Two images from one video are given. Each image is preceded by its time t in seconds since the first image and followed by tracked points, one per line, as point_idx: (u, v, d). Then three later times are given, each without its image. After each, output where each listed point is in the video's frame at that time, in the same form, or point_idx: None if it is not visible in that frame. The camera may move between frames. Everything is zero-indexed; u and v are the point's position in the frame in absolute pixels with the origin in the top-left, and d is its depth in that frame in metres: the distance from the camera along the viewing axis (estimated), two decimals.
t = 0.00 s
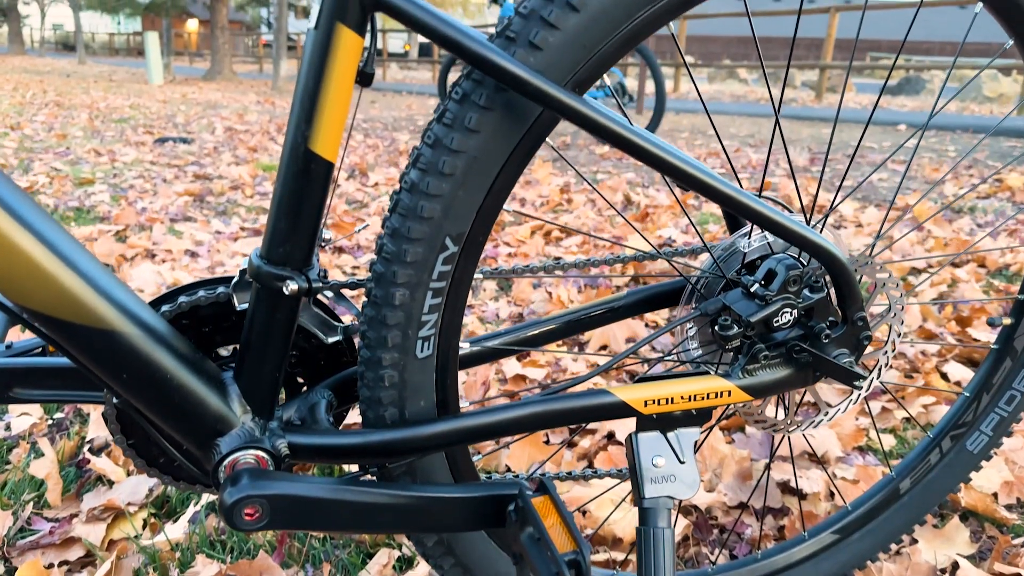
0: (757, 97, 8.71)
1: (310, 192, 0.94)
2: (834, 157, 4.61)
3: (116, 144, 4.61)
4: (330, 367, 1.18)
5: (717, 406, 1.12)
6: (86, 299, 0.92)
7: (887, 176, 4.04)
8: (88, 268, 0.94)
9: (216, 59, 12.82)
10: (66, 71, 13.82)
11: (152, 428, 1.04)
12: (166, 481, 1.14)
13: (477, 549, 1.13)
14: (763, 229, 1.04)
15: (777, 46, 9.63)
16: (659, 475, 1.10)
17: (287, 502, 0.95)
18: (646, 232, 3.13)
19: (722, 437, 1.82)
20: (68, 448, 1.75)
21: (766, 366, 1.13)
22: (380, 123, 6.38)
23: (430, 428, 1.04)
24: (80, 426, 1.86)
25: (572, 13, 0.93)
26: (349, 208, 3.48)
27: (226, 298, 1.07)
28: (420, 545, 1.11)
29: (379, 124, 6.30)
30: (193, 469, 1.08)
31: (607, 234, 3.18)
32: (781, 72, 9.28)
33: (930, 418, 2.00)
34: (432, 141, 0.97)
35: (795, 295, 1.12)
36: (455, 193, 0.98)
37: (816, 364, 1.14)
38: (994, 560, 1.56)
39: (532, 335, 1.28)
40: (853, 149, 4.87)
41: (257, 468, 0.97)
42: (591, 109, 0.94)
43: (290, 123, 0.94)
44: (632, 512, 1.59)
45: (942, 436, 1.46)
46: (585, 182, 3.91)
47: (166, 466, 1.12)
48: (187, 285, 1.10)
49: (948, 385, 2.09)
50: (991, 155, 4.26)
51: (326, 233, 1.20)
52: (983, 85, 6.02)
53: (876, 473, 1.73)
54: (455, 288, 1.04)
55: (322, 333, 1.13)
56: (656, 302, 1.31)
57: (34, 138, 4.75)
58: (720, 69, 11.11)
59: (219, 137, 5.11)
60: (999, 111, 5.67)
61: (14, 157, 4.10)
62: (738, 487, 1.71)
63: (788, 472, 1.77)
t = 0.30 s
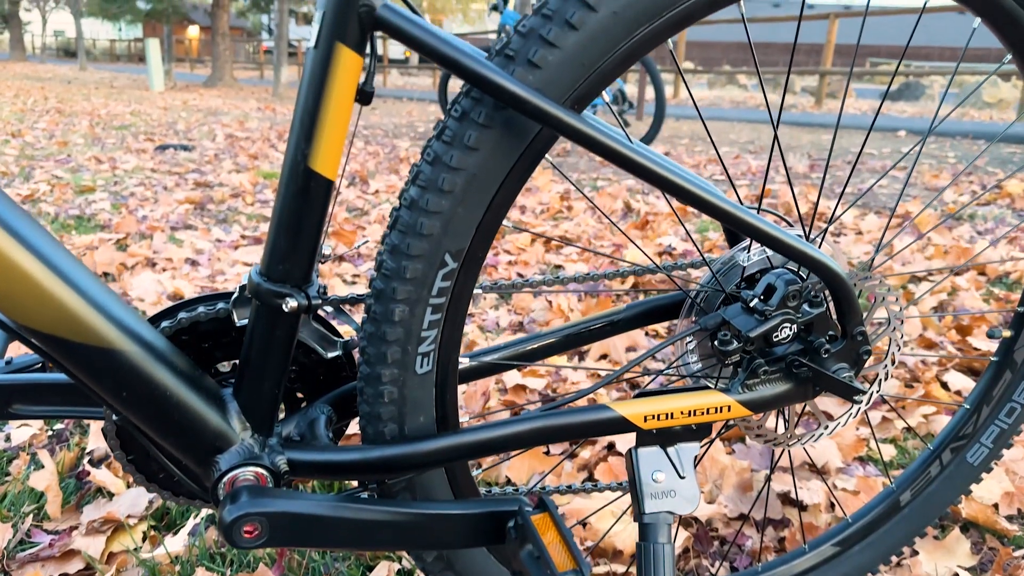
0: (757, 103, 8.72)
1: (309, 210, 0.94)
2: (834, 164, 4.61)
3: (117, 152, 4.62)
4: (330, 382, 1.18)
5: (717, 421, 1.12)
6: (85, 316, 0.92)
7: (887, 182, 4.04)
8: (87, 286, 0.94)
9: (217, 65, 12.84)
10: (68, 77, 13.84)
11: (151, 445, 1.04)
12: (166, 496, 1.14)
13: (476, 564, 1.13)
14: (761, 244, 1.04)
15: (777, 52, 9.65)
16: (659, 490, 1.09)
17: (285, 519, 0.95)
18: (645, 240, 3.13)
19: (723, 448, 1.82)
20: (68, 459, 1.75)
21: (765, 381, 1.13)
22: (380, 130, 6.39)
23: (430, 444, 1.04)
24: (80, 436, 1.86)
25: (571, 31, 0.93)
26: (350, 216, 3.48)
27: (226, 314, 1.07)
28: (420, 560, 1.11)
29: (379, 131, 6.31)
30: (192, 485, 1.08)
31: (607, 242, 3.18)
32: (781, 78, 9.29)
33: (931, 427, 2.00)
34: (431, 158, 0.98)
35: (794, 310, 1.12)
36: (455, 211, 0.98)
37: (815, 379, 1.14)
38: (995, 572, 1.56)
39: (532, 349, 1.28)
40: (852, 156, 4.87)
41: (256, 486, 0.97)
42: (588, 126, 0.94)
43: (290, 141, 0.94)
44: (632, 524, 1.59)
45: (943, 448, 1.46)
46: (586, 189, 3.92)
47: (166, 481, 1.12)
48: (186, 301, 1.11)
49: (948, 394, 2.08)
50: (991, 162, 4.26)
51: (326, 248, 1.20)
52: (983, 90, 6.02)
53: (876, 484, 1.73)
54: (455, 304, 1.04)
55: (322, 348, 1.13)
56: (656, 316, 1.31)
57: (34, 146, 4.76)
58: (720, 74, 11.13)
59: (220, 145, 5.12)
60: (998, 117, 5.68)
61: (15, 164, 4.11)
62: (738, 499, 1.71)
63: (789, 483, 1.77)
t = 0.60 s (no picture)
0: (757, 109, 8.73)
1: (309, 227, 0.95)
2: (833, 170, 4.62)
3: (117, 159, 4.63)
4: (330, 397, 1.18)
5: (717, 436, 1.12)
6: (85, 333, 0.92)
7: (887, 189, 4.04)
8: (87, 303, 0.94)
9: (218, 71, 12.88)
10: (69, 83, 13.86)
11: (151, 460, 1.05)
12: (166, 510, 1.15)
13: None
14: (761, 259, 1.05)
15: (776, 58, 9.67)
16: (659, 505, 1.10)
17: (284, 536, 0.95)
18: (645, 247, 3.13)
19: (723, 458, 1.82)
20: (68, 470, 1.75)
21: (765, 396, 1.13)
22: (381, 136, 6.40)
23: (429, 460, 1.04)
24: (80, 447, 1.86)
25: (571, 49, 0.94)
26: (350, 223, 3.49)
27: (226, 329, 1.08)
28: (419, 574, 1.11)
29: (380, 137, 6.32)
30: (192, 500, 1.08)
31: (608, 250, 3.19)
32: (781, 83, 9.30)
33: (931, 436, 2.00)
34: (431, 175, 0.98)
35: (793, 324, 1.12)
36: (454, 227, 0.98)
37: (815, 394, 1.14)
38: None
39: (532, 362, 1.29)
40: (851, 162, 4.88)
41: (255, 502, 0.97)
42: (588, 144, 0.94)
43: (290, 159, 0.95)
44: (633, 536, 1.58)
45: (944, 460, 1.46)
46: (586, 196, 3.92)
47: (166, 496, 1.12)
48: (187, 316, 1.11)
49: (949, 404, 2.08)
50: (991, 168, 4.26)
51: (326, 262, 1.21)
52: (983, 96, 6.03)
53: (877, 494, 1.73)
54: (454, 319, 1.04)
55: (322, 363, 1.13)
56: (655, 328, 1.31)
57: (35, 153, 4.77)
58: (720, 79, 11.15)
59: (221, 152, 5.13)
60: (998, 122, 5.69)
61: (16, 172, 4.12)
62: (739, 509, 1.71)
63: (789, 494, 1.77)
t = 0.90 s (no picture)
0: (757, 114, 8.74)
1: (310, 242, 0.95)
2: (833, 176, 4.62)
3: (119, 166, 4.63)
4: (331, 410, 1.18)
5: (718, 448, 1.12)
6: (86, 349, 0.92)
7: (888, 195, 4.05)
8: (88, 318, 0.94)
9: (218, 77, 12.90)
10: (70, 89, 13.89)
11: (151, 475, 1.05)
12: (166, 523, 1.15)
13: None
14: (761, 272, 1.05)
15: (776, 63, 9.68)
16: (661, 518, 1.10)
17: (286, 550, 0.95)
18: (646, 254, 3.13)
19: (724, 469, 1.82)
20: (69, 480, 1.75)
21: (766, 409, 1.13)
22: (381, 142, 6.41)
23: (430, 474, 1.04)
24: (81, 457, 1.86)
25: (571, 64, 0.94)
26: (351, 230, 3.49)
27: (228, 342, 1.08)
28: None
29: (380, 143, 6.33)
30: (192, 514, 1.08)
31: (608, 257, 3.19)
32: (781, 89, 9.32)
33: (933, 445, 2.00)
34: (432, 189, 0.98)
35: (794, 337, 1.12)
36: (455, 241, 0.98)
37: (816, 407, 1.14)
38: None
39: (532, 374, 1.29)
40: (852, 168, 4.88)
41: (256, 516, 0.97)
42: (587, 158, 0.94)
43: (292, 175, 0.95)
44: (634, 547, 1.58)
45: (945, 471, 1.46)
46: (586, 202, 3.92)
47: (166, 508, 1.12)
48: (189, 330, 1.11)
49: (950, 412, 2.08)
50: (992, 173, 4.27)
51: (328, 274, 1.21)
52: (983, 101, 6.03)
53: (878, 504, 1.73)
54: (455, 333, 1.04)
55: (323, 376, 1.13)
56: (655, 340, 1.31)
57: (37, 160, 4.77)
58: (720, 85, 11.17)
59: (222, 158, 5.14)
60: (998, 128, 5.69)
61: (17, 178, 4.12)
62: (741, 519, 1.71)
63: (790, 503, 1.76)
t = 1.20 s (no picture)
0: (757, 120, 8.76)
1: (311, 257, 0.95)
2: (834, 182, 4.62)
3: (120, 172, 4.64)
4: (332, 422, 1.18)
5: (719, 461, 1.12)
6: (89, 364, 0.92)
7: (888, 201, 4.05)
8: (90, 333, 0.94)
9: (219, 83, 12.94)
10: (72, 95, 13.92)
11: (153, 488, 1.05)
12: (166, 535, 1.15)
13: None
14: (762, 285, 1.05)
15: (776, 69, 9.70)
16: (662, 531, 1.10)
17: (287, 564, 0.95)
18: (647, 261, 3.14)
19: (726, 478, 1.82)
20: (70, 489, 1.75)
21: (767, 421, 1.13)
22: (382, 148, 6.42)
23: (431, 487, 1.04)
24: (81, 466, 1.86)
25: (571, 80, 0.95)
26: (352, 237, 3.50)
27: (229, 355, 1.08)
28: None
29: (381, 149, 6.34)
30: (193, 528, 1.08)
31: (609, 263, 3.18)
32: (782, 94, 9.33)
33: (935, 454, 2.00)
34: (433, 204, 0.98)
35: (796, 349, 1.12)
36: (456, 256, 0.98)
37: (817, 420, 1.14)
38: None
39: (533, 386, 1.29)
40: (852, 174, 4.88)
41: (258, 531, 0.97)
42: (588, 173, 0.95)
43: (295, 190, 0.95)
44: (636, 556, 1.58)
45: (947, 481, 1.45)
46: (587, 209, 3.92)
47: (167, 522, 1.13)
48: (191, 343, 1.12)
49: (951, 421, 2.08)
50: (992, 179, 4.28)
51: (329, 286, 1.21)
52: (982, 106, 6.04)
53: (879, 513, 1.73)
54: (456, 346, 1.04)
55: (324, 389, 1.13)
56: (656, 351, 1.31)
57: (38, 166, 4.78)
58: (721, 90, 11.18)
59: (223, 164, 5.15)
60: (998, 133, 5.69)
61: (19, 185, 4.13)
62: (742, 529, 1.71)
63: (792, 513, 1.76)
